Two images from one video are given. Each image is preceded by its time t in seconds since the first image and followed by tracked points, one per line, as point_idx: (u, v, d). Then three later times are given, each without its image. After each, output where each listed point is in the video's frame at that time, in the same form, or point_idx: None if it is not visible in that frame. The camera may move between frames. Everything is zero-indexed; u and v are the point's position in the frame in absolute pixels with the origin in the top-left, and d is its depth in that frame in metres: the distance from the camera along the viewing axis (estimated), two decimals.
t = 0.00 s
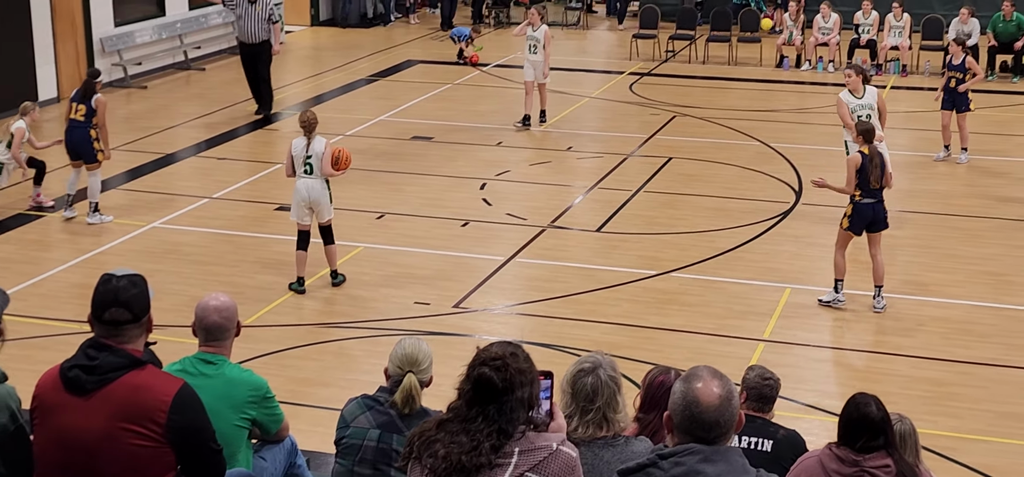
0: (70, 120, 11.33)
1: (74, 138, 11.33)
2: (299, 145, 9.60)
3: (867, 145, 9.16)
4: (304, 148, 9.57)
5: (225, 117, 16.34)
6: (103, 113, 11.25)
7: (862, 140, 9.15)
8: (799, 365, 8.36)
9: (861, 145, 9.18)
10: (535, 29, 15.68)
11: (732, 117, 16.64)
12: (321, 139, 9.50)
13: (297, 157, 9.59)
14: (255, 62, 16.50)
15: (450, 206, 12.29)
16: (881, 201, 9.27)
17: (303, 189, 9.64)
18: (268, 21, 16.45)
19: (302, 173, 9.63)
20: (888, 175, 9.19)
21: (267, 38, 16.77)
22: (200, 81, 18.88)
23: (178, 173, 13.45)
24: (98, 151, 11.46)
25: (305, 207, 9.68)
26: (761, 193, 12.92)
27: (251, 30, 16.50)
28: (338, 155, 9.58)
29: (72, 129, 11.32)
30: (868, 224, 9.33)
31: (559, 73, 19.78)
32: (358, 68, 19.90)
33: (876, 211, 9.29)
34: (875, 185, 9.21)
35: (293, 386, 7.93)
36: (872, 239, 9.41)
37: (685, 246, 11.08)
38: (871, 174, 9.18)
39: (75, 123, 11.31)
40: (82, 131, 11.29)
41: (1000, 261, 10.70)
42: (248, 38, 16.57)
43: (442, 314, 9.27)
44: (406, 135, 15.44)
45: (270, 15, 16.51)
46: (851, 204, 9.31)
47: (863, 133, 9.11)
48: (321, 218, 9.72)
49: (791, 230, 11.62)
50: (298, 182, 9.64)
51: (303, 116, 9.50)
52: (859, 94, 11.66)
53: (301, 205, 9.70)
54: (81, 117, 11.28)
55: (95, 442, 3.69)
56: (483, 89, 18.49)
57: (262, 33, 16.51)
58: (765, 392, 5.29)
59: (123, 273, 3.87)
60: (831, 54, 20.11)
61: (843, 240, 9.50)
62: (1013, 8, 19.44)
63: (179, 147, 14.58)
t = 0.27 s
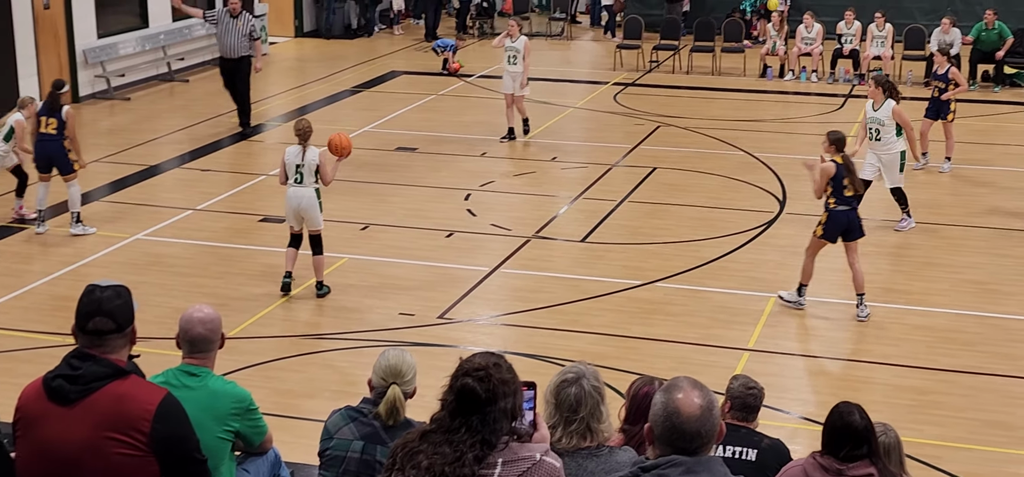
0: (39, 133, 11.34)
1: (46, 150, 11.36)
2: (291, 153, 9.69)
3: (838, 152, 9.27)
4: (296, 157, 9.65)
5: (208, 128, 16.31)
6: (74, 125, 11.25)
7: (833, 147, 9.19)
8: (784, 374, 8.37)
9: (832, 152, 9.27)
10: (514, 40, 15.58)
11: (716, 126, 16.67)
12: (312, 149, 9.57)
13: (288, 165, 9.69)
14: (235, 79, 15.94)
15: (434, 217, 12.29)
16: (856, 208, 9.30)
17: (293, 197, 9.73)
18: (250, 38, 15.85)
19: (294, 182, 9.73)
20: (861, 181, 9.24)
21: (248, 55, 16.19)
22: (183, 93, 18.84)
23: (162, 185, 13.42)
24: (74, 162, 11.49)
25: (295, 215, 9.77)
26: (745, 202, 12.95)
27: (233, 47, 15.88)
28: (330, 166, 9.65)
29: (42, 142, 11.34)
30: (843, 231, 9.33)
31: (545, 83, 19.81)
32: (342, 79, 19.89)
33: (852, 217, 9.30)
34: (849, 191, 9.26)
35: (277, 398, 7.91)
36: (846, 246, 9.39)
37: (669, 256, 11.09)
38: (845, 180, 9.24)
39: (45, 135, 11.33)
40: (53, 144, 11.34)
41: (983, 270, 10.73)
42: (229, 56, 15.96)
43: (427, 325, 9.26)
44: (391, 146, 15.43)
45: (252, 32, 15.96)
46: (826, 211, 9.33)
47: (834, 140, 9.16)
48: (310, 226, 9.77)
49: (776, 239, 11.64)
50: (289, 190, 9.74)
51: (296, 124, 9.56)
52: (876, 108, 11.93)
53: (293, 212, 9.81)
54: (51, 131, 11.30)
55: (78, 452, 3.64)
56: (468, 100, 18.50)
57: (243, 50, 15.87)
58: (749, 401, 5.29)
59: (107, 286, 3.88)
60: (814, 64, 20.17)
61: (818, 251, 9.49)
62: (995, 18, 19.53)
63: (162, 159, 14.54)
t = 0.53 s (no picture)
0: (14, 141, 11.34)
1: (23, 159, 11.37)
2: (276, 160, 9.74)
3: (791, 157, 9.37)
4: (282, 164, 9.71)
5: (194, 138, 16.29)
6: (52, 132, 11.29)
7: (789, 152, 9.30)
8: (770, 382, 8.37)
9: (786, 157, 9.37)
10: (497, 50, 15.48)
11: (702, 134, 16.70)
12: (298, 156, 9.64)
13: (273, 173, 9.74)
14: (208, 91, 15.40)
15: (421, 225, 12.28)
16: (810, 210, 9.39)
17: (278, 204, 9.77)
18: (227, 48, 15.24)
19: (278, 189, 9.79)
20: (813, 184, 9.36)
21: (224, 65, 15.59)
22: (169, 103, 18.82)
23: (148, 195, 13.39)
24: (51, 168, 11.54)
25: (279, 222, 9.80)
26: (731, 210, 12.97)
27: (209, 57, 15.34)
28: (314, 171, 9.76)
29: (19, 151, 11.34)
30: (800, 235, 9.37)
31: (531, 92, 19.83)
32: (328, 89, 19.88)
33: (808, 220, 9.38)
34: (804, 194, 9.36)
35: (263, 407, 7.89)
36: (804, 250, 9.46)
37: (656, 264, 11.10)
38: (800, 184, 9.33)
39: (22, 144, 11.33)
40: (30, 151, 11.36)
41: (968, 277, 10.76)
42: (205, 67, 15.38)
43: (413, 334, 9.25)
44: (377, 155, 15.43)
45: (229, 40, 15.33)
46: (784, 216, 9.37)
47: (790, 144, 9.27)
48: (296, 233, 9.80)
49: (762, 247, 11.66)
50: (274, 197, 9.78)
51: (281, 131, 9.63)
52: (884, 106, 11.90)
53: (275, 220, 9.81)
54: (28, 139, 11.31)
55: (65, 458, 3.59)
56: (454, 108, 18.51)
57: (219, 61, 15.27)
58: (734, 408, 5.27)
59: (97, 296, 3.88)
60: (799, 72, 20.23)
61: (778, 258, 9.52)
62: (979, 25, 19.61)
63: (148, 169, 14.51)
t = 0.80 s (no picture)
0: None
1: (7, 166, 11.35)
2: (250, 165, 9.84)
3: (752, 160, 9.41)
4: (256, 170, 9.84)
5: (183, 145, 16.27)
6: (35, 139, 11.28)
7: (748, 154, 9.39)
8: (760, 387, 8.38)
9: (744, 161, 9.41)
10: (484, 59, 15.38)
11: (692, 140, 16.72)
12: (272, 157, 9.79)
13: (248, 177, 9.84)
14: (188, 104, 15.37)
15: (410, 232, 12.27)
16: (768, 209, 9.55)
17: (257, 206, 9.90)
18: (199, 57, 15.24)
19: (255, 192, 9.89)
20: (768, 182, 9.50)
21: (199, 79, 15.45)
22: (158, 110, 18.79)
23: (137, 203, 13.36)
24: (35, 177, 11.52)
25: (259, 225, 9.94)
26: (720, 216, 12.98)
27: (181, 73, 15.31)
28: (288, 173, 9.98)
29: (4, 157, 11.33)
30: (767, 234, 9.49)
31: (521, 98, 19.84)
32: (318, 95, 19.87)
33: (769, 219, 9.53)
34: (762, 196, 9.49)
35: (252, 415, 7.87)
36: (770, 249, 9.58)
37: (646, 271, 11.10)
38: (760, 185, 9.46)
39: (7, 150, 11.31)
40: (15, 158, 11.35)
41: (956, 282, 10.78)
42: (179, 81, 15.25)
43: (403, 341, 9.24)
44: (366, 162, 15.42)
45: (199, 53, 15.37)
46: (748, 217, 9.48)
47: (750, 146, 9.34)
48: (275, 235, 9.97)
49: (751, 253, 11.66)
50: (252, 200, 9.89)
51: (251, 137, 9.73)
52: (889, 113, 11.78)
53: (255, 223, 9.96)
54: (13, 146, 11.29)
55: (55, 463, 3.57)
56: (443, 115, 18.51)
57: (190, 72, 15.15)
58: (724, 414, 5.28)
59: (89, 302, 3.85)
60: (788, 79, 20.26)
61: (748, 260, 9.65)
62: (966, 31, 19.66)
63: (137, 176, 14.49)
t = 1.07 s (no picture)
0: None
1: None
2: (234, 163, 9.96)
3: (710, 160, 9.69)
4: (240, 166, 9.96)
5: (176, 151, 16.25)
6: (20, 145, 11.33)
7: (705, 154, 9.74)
8: (753, 392, 8.38)
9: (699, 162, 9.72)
10: (476, 66, 15.38)
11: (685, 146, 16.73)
12: (251, 155, 9.93)
13: (233, 175, 9.97)
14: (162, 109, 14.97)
15: (403, 237, 12.27)
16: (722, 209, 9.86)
17: (244, 204, 10.04)
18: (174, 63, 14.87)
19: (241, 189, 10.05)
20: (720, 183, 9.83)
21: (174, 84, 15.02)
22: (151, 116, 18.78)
23: (130, 209, 13.34)
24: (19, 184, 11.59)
25: (248, 222, 10.10)
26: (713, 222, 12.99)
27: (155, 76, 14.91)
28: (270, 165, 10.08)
29: None
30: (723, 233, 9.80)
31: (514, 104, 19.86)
32: (311, 101, 19.87)
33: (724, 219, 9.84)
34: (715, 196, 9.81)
35: (244, 421, 7.86)
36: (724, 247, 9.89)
37: (639, 276, 11.11)
38: (716, 187, 9.80)
39: None
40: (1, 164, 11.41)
41: (949, 287, 10.79)
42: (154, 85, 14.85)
43: (396, 347, 9.24)
44: (360, 167, 15.42)
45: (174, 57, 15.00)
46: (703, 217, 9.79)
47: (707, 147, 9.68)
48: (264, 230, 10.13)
49: (744, 258, 11.67)
50: (238, 198, 10.03)
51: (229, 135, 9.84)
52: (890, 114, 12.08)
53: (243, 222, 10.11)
54: None
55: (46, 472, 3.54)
56: (436, 121, 18.51)
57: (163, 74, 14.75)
58: (718, 419, 5.28)
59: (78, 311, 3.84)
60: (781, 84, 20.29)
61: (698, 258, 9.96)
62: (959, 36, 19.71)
63: (129, 182, 14.46)
